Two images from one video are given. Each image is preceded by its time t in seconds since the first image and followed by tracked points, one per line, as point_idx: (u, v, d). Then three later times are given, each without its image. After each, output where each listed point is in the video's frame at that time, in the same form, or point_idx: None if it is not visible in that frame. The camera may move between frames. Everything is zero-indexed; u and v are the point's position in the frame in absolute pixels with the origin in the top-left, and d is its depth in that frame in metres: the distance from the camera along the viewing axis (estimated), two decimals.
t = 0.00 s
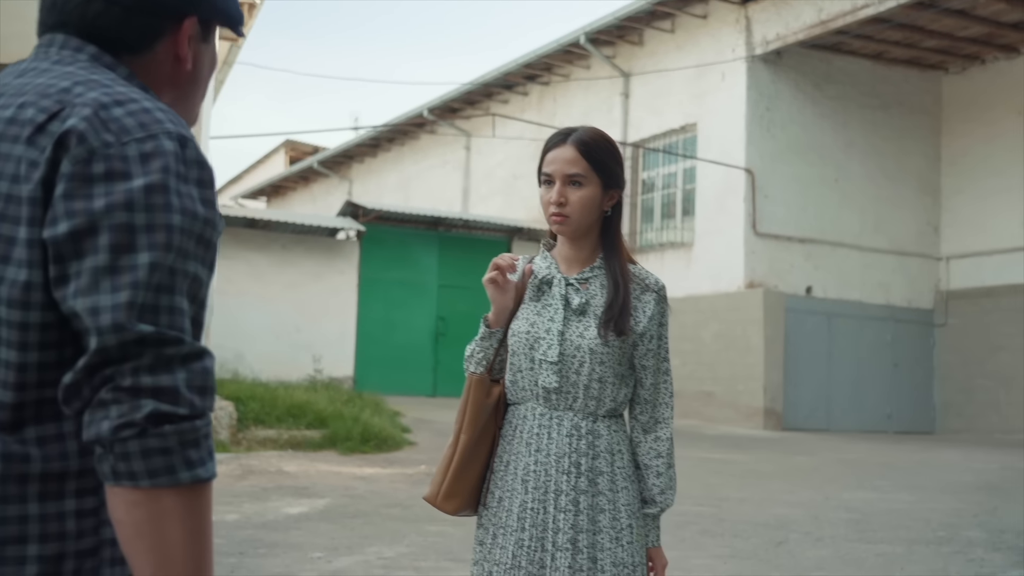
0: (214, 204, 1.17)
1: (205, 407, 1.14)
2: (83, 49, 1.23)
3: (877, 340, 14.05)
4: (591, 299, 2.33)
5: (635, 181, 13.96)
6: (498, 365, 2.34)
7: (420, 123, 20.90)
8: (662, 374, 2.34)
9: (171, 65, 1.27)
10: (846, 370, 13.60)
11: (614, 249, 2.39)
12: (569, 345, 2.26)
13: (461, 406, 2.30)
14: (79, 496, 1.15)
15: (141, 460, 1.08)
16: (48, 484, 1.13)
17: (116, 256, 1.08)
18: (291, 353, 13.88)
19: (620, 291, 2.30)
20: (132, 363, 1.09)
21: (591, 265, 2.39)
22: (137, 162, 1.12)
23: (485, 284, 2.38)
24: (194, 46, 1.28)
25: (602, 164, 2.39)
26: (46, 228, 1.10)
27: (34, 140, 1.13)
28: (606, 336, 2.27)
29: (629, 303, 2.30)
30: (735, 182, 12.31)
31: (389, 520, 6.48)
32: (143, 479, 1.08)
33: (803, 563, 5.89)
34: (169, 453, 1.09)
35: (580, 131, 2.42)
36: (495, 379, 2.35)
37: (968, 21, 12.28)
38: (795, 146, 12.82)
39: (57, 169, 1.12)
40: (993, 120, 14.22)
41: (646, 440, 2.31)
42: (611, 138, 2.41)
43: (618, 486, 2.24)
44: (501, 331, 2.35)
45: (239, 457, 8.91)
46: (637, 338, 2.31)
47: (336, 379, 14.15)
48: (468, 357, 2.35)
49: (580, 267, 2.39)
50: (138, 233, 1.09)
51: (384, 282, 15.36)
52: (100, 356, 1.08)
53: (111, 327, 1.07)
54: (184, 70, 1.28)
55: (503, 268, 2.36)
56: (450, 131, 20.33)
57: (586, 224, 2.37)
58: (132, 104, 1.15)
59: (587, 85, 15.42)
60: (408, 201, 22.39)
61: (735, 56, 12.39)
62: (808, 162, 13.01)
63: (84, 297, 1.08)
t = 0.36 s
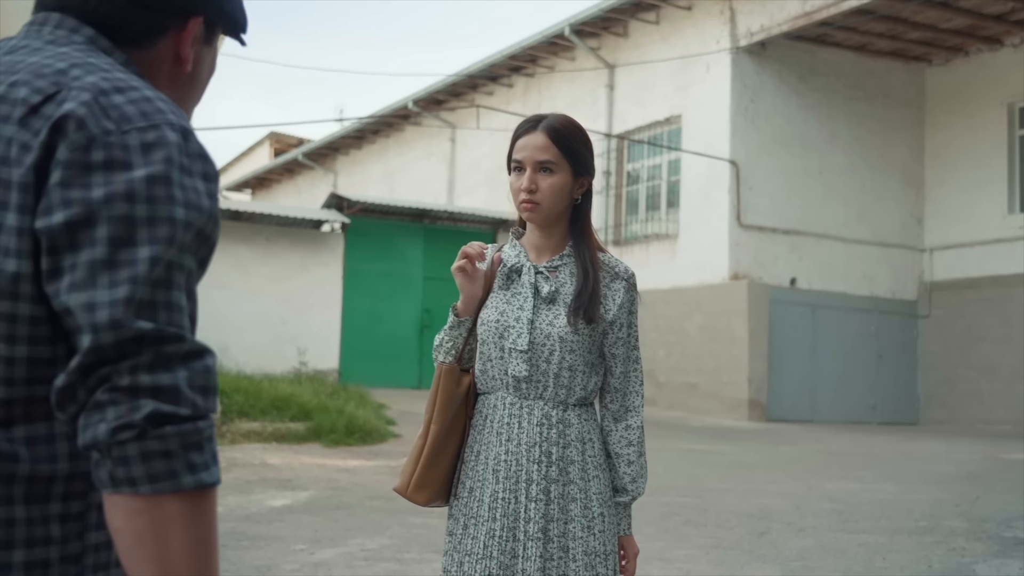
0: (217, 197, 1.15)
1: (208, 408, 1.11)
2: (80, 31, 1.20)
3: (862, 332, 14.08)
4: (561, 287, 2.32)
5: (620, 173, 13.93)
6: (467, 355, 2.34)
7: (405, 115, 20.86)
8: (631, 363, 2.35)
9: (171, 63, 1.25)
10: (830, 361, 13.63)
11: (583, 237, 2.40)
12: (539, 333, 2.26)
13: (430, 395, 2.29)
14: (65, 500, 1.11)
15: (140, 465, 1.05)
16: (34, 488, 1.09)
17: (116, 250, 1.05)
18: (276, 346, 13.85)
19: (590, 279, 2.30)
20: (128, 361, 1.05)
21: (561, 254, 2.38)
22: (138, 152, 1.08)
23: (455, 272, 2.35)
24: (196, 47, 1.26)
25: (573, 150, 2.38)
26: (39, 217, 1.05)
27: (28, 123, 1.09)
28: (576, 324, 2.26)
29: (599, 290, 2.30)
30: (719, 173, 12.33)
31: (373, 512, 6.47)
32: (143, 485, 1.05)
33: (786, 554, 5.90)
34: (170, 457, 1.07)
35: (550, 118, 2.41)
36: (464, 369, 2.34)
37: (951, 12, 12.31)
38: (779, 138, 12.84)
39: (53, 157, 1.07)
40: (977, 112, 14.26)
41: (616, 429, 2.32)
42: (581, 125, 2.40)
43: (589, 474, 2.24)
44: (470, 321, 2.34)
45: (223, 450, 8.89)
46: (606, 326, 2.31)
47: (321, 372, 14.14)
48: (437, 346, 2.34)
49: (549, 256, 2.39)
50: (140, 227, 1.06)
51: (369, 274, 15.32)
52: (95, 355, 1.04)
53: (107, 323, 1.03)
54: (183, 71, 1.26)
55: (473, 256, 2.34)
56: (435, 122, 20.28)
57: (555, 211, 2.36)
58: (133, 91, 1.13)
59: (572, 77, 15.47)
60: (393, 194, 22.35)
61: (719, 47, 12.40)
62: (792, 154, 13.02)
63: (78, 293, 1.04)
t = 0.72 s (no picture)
0: (221, 181, 1.06)
1: (220, 395, 1.03)
2: (60, 5, 1.10)
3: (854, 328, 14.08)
4: (550, 283, 2.32)
5: (612, 169, 13.90)
6: (457, 350, 2.33)
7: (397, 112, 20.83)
8: (621, 359, 2.34)
9: (148, 15, 1.15)
10: (823, 358, 13.64)
11: (572, 232, 2.39)
12: (528, 329, 2.26)
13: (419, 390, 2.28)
14: (78, 495, 1.03)
15: (153, 458, 0.98)
16: (46, 486, 1.01)
17: (120, 243, 0.97)
18: (268, 343, 13.82)
19: (579, 276, 2.29)
20: (134, 354, 0.97)
21: (550, 249, 2.38)
22: (139, 141, 1.00)
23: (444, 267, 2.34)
24: None
25: (563, 145, 2.38)
26: (43, 216, 0.97)
27: (24, 117, 1.00)
28: (565, 320, 2.26)
29: (588, 286, 2.29)
30: (711, 170, 12.34)
31: (365, 509, 6.46)
32: (157, 477, 0.98)
33: (778, 550, 5.90)
34: (182, 447, 0.99)
35: (540, 112, 2.40)
36: (453, 364, 2.33)
37: (943, 9, 12.32)
38: (769, 135, 12.84)
39: (52, 150, 0.99)
40: (968, 109, 14.28)
41: (605, 426, 2.32)
42: (571, 119, 2.40)
43: (578, 471, 2.24)
44: (459, 316, 2.33)
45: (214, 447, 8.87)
46: (596, 322, 2.30)
47: (313, 369, 14.11)
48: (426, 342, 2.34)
49: (539, 250, 2.38)
50: (145, 216, 0.98)
51: (361, 271, 15.29)
52: (101, 349, 0.97)
53: (109, 317, 0.95)
54: (163, 23, 1.16)
55: (461, 252, 2.33)
56: (427, 119, 20.26)
57: (545, 205, 2.36)
58: (129, 76, 1.03)
59: (564, 74, 15.51)
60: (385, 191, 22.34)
61: (711, 44, 12.41)
62: (783, 150, 13.02)
63: (82, 287, 0.96)
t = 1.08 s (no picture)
0: (218, 178, 1.05)
1: (230, 389, 1.02)
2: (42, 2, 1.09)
3: (849, 323, 14.08)
4: (550, 279, 2.32)
5: (607, 167, 13.91)
6: (456, 348, 2.32)
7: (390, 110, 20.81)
8: (621, 356, 2.34)
9: (127, 8, 1.14)
10: (818, 353, 13.66)
11: (573, 228, 2.39)
12: (528, 326, 2.26)
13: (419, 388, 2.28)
14: (95, 495, 1.02)
15: (168, 455, 0.98)
16: (64, 488, 1.00)
17: (123, 245, 0.96)
18: (264, 343, 13.83)
19: (580, 272, 2.29)
20: (142, 353, 0.97)
21: (550, 246, 2.38)
22: (136, 142, 0.99)
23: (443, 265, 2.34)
24: None
25: (563, 142, 2.38)
26: (45, 222, 0.96)
27: (20, 123, 0.99)
28: (567, 316, 2.25)
29: (588, 282, 2.29)
30: (705, 167, 12.36)
31: (361, 508, 6.46)
32: (174, 473, 0.98)
33: (774, 546, 5.91)
34: (196, 443, 0.99)
35: (539, 109, 2.40)
36: (454, 361, 2.33)
37: (936, 5, 12.32)
38: (763, 131, 12.85)
39: (52, 155, 0.98)
40: (960, 104, 14.30)
41: (606, 423, 2.31)
42: (571, 116, 2.39)
43: (579, 468, 2.23)
44: (459, 314, 2.33)
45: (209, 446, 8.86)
46: (596, 319, 2.30)
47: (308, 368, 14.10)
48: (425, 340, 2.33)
49: (538, 247, 2.38)
50: (147, 216, 0.97)
51: (356, 270, 15.28)
52: (110, 351, 0.96)
53: (116, 319, 0.95)
54: (142, 15, 1.14)
55: (461, 248, 2.32)
56: (421, 117, 20.24)
57: (545, 201, 2.35)
58: (121, 75, 1.02)
59: (557, 72, 15.54)
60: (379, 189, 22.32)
61: (704, 41, 12.42)
62: (777, 146, 13.03)
63: (88, 290, 0.96)
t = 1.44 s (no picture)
0: (221, 174, 1.07)
1: (239, 385, 1.04)
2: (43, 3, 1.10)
3: (844, 320, 14.09)
4: (556, 278, 2.31)
5: (601, 165, 13.93)
6: (462, 346, 2.34)
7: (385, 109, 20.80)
8: (627, 354, 2.33)
9: (138, 26, 1.17)
10: (813, 350, 13.68)
11: (579, 225, 2.38)
12: (534, 325, 2.25)
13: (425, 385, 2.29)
14: (98, 493, 1.03)
15: (180, 452, 0.99)
16: (66, 487, 1.01)
17: (132, 241, 0.98)
18: (259, 343, 13.81)
19: (586, 267, 2.28)
20: (153, 351, 0.99)
21: (556, 244, 2.37)
22: (142, 138, 1.00)
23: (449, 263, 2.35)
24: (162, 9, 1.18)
25: (568, 140, 2.37)
26: (54, 219, 0.98)
27: (25, 120, 1.00)
28: (572, 313, 2.25)
29: (595, 279, 2.28)
30: (699, 164, 12.38)
31: (358, 507, 6.45)
32: (187, 471, 0.99)
33: (771, 543, 5.91)
34: (208, 440, 1.00)
35: (544, 107, 2.39)
36: (459, 360, 2.34)
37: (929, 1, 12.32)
38: (758, 128, 12.87)
39: (58, 153, 0.99)
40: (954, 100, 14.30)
41: (611, 421, 2.30)
42: (576, 114, 2.39)
43: (584, 466, 2.23)
44: (465, 311, 2.36)
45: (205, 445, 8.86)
46: (602, 317, 2.29)
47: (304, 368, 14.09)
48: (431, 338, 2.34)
49: (545, 245, 2.38)
50: (154, 213, 0.99)
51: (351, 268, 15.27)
52: (120, 347, 0.98)
53: (127, 316, 0.97)
54: (151, 32, 1.18)
55: (468, 246, 2.33)
56: (416, 115, 20.24)
57: (552, 199, 2.35)
58: (124, 72, 1.04)
59: (552, 70, 15.53)
60: (374, 188, 22.32)
61: (698, 38, 12.42)
62: (771, 143, 13.04)
63: (97, 287, 0.97)
